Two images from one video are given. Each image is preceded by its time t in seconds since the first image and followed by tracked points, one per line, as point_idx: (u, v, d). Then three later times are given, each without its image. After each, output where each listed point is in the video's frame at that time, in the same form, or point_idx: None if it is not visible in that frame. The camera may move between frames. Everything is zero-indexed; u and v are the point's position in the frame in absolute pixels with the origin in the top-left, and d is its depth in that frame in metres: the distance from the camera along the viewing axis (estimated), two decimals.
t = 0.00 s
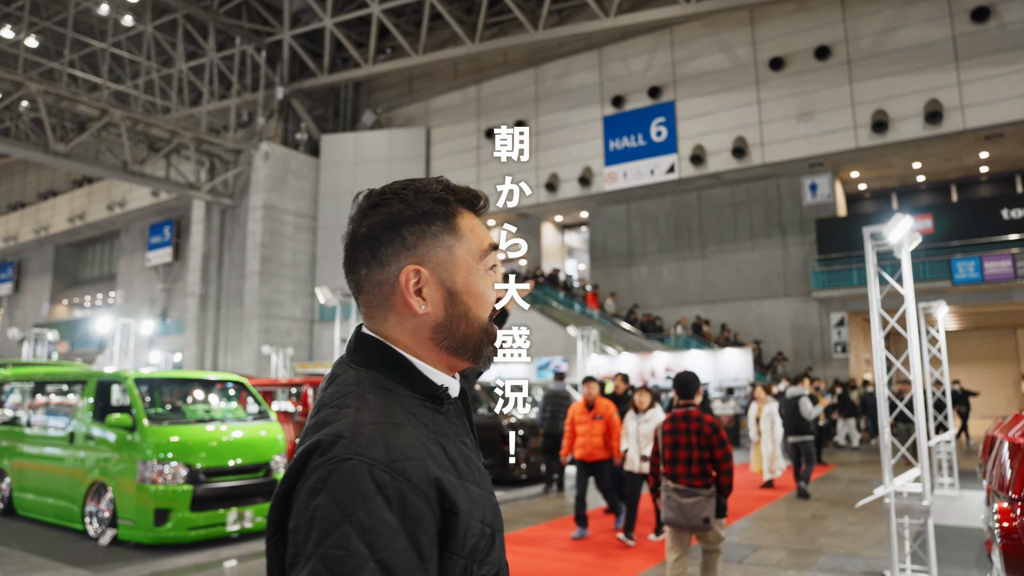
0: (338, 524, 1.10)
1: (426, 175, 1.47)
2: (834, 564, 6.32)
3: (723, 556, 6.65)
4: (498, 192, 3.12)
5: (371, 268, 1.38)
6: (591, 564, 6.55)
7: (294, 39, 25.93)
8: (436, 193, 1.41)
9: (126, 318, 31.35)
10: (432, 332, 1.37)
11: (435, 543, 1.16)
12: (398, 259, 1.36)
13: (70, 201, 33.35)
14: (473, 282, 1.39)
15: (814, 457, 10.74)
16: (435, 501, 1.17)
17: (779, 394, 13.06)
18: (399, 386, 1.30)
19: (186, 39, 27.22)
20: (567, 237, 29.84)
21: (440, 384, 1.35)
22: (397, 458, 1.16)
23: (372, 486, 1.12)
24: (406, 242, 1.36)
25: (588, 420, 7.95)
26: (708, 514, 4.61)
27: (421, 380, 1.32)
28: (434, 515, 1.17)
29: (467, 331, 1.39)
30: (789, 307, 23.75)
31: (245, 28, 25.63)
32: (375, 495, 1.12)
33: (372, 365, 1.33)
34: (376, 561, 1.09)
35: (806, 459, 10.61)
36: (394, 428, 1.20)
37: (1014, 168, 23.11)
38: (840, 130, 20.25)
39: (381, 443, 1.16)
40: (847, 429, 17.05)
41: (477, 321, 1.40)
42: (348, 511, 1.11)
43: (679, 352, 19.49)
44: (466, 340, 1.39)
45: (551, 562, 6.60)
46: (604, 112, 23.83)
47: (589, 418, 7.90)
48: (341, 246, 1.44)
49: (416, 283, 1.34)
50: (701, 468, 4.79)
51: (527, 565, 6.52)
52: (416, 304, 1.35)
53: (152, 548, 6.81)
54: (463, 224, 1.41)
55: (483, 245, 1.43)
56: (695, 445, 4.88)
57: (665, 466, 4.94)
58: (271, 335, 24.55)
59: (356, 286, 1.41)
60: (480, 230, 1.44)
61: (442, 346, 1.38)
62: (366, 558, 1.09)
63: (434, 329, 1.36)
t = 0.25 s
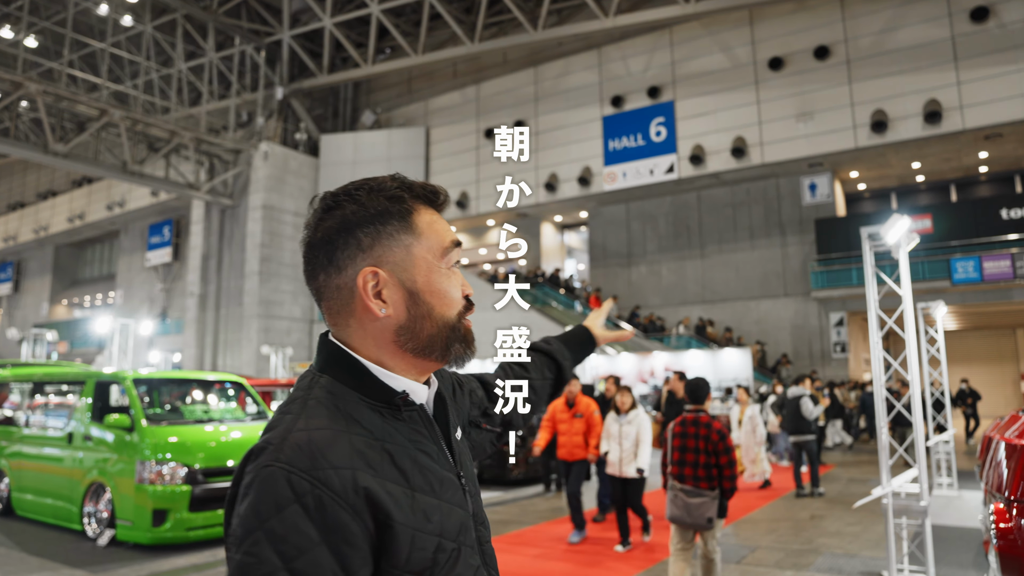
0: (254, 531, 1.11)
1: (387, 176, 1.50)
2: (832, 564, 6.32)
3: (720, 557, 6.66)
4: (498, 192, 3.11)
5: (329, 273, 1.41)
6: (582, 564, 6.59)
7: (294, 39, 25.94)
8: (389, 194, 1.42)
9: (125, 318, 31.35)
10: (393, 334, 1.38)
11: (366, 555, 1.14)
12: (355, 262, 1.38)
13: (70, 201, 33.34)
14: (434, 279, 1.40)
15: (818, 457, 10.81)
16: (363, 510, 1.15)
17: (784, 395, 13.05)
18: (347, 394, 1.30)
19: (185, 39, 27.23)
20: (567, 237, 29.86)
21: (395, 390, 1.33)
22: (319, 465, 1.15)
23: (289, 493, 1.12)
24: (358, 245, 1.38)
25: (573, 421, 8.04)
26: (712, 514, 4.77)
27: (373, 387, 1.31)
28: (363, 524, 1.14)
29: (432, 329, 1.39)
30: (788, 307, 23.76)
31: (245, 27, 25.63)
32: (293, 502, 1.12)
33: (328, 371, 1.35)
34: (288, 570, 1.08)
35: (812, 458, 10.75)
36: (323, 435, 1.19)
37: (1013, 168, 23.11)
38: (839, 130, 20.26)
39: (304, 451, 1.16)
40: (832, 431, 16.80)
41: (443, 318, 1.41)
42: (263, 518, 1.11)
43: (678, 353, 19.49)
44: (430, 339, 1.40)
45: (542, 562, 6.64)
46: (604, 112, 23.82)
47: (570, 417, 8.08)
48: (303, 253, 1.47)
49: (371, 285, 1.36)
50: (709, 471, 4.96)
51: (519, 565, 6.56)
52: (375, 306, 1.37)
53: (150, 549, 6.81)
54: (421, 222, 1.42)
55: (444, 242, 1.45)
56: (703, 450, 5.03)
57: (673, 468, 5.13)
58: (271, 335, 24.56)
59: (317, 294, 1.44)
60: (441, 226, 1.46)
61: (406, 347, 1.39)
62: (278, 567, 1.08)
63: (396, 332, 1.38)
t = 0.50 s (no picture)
0: (199, 519, 1.11)
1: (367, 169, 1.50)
2: (830, 564, 6.33)
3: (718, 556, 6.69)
4: (498, 192, 3.12)
5: (300, 266, 1.41)
6: (564, 561, 6.68)
7: (294, 38, 25.93)
8: (355, 183, 1.41)
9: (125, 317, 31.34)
10: (361, 325, 1.36)
11: (316, 549, 1.12)
12: (322, 253, 1.38)
13: (70, 200, 33.34)
14: (404, 268, 1.37)
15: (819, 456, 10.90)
16: (311, 502, 1.13)
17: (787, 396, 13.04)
18: (313, 385, 1.29)
19: (185, 38, 27.20)
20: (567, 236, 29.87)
21: (364, 385, 1.31)
22: (267, 454, 1.14)
23: (235, 483, 1.12)
24: (325, 235, 1.38)
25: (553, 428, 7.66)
26: (720, 499, 5.45)
27: (341, 378, 1.30)
28: (311, 517, 1.13)
29: (404, 321, 1.36)
30: (787, 307, 23.77)
31: (245, 27, 25.64)
32: (238, 491, 1.11)
33: (300, 363, 1.35)
34: (228, 561, 1.08)
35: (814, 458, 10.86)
36: (276, 425, 1.18)
37: (1013, 168, 23.12)
38: (839, 129, 20.27)
39: (255, 439, 1.16)
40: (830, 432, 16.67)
41: (416, 309, 1.36)
42: (207, 506, 1.11)
43: (677, 353, 19.50)
44: (404, 330, 1.36)
45: (539, 561, 6.66)
46: (603, 111, 23.81)
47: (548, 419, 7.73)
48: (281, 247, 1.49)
49: (337, 275, 1.36)
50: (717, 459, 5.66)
51: (515, 567, 6.55)
52: (340, 298, 1.36)
53: (151, 547, 6.83)
54: (389, 211, 1.40)
55: (415, 230, 1.41)
56: (712, 440, 5.73)
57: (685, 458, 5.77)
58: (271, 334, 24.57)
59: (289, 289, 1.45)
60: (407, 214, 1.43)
61: (378, 340, 1.36)
62: (219, 556, 1.08)
63: (367, 325, 1.36)
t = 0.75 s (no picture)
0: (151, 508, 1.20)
1: (340, 160, 1.46)
2: (828, 562, 6.34)
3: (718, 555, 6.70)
4: (498, 192, 3.12)
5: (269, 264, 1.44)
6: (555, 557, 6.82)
7: (294, 37, 25.93)
8: (313, 178, 1.39)
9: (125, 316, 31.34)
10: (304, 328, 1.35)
11: (256, 543, 1.16)
12: (282, 252, 1.39)
13: (70, 199, 33.31)
14: (308, 277, 1.32)
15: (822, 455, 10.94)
16: (251, 499, 1.18)
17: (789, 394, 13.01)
18: (277, 385, 1.33)
19: (185, 37, 27.18)
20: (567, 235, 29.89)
21: (334, 382, 1.33)
22: (212, 449, 1.21)
23: (182, 475, 1.19)
24: (283, 233, 1.39)
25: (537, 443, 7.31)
26: (726, 493, 5.80)
27: (310, 374, 1.33)
28: (251, 513, 1.17)
29: (315, 328, 1.32)
30: (787, 306, 23.78)
31: (245, 26, 25.65)
32: (183, 483, 1.18)
33: (274, 361, 1.40)
34: (169, 551, 1.14)
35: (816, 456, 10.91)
36: (227, 423, 1.25)
37: (1013, 167, 23.12)
38: (839, 129, 20.27)
39: (204, 436, 1.23)
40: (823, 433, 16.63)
41: (319, 318, 1.31)
42: (156, 496, 1.19)
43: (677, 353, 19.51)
44: (319, 339, 1.32)
45: (537, 561, 6.67)
46: (603, 111, 23.81)
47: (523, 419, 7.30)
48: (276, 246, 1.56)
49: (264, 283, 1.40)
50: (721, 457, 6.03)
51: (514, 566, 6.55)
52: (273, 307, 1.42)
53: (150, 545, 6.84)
54: (303, 214, 1.37)
55: (320, 232, 1.34)
56: (715, 439, 6.11)
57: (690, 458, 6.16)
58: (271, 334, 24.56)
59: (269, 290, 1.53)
60: (322, 211, 1.36)
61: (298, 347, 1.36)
62: (161, 546, 1.15)
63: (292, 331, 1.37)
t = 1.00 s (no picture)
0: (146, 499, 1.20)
1: (349, 156, 1.46)
2: (827, 561, 6.35)
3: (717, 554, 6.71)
4: (498, 193, 3.14)
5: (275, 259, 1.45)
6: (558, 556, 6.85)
7: (294, 37, 25.94)
8: (322, 176, 1.40)
9: (125, 315, 31.34)
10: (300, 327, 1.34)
11: (250, 539, 1.17)
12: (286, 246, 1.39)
13: (70, 198, 33.29)
14: (303, 274, 1.33)
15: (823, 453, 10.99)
16: (246, 493, 1.18)
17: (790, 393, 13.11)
18: (280, 380, 1.34)
19: (185, 36, 27.17)
20: (567, 235, 29.91)
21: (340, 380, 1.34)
22: (209, 441, 1.22)
23: (178, 467, 1.20)
24: (287, 228, 1.39)
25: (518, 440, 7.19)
26: (725, 489, 5.86)
27: (313, 369, 1.34)
28: (245, 508, 1.18)
29: (306, 324, 1.32)
30: (787, 305, 23.79)
31: (245, 25, 25.66)
32: (179, 475, 1.19)
33: (277, 356, 1.41)
34: (162, 541, 1.16)
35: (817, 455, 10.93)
36: (225, 416, 1.26)
37: (1013, 167, 23.12)
38: (839, 128, 20.28)
39: (203, 428, 1.24)
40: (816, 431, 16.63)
41: (312, 315, 1.31)
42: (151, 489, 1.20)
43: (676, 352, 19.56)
44: (310, 336, 1.32)
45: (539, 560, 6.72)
46: (603, 110, 23.81)
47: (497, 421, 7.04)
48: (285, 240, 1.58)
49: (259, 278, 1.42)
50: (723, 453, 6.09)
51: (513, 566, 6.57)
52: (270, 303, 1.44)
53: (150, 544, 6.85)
54: (300, 210, 1.38)
55: (315, 229, 1.34)
56: (718, 433, 6.15)
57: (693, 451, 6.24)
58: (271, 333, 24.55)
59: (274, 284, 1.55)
60: (319, 208, 1.36)
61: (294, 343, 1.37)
62: (155, 536, 1.16)
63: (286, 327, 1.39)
